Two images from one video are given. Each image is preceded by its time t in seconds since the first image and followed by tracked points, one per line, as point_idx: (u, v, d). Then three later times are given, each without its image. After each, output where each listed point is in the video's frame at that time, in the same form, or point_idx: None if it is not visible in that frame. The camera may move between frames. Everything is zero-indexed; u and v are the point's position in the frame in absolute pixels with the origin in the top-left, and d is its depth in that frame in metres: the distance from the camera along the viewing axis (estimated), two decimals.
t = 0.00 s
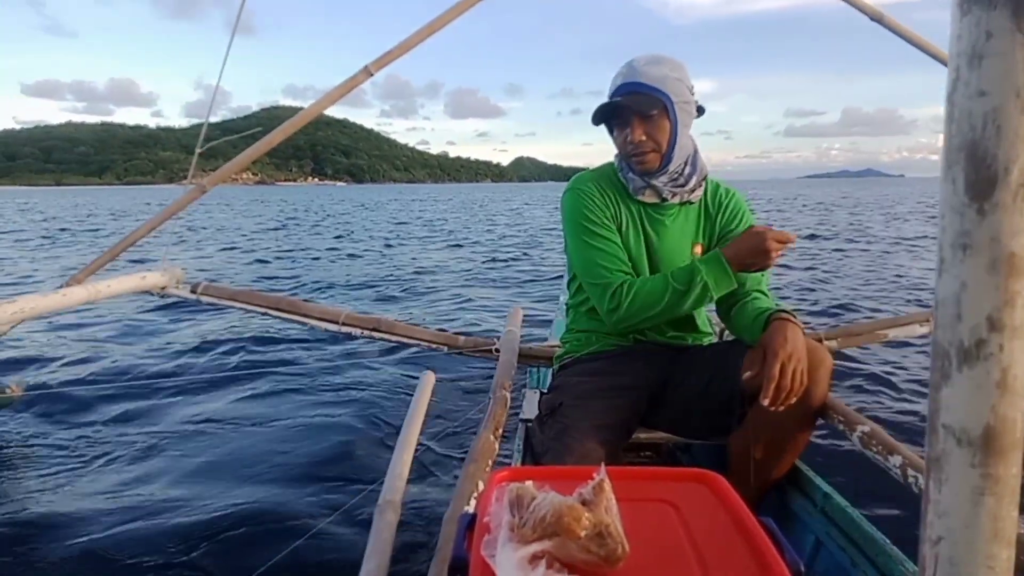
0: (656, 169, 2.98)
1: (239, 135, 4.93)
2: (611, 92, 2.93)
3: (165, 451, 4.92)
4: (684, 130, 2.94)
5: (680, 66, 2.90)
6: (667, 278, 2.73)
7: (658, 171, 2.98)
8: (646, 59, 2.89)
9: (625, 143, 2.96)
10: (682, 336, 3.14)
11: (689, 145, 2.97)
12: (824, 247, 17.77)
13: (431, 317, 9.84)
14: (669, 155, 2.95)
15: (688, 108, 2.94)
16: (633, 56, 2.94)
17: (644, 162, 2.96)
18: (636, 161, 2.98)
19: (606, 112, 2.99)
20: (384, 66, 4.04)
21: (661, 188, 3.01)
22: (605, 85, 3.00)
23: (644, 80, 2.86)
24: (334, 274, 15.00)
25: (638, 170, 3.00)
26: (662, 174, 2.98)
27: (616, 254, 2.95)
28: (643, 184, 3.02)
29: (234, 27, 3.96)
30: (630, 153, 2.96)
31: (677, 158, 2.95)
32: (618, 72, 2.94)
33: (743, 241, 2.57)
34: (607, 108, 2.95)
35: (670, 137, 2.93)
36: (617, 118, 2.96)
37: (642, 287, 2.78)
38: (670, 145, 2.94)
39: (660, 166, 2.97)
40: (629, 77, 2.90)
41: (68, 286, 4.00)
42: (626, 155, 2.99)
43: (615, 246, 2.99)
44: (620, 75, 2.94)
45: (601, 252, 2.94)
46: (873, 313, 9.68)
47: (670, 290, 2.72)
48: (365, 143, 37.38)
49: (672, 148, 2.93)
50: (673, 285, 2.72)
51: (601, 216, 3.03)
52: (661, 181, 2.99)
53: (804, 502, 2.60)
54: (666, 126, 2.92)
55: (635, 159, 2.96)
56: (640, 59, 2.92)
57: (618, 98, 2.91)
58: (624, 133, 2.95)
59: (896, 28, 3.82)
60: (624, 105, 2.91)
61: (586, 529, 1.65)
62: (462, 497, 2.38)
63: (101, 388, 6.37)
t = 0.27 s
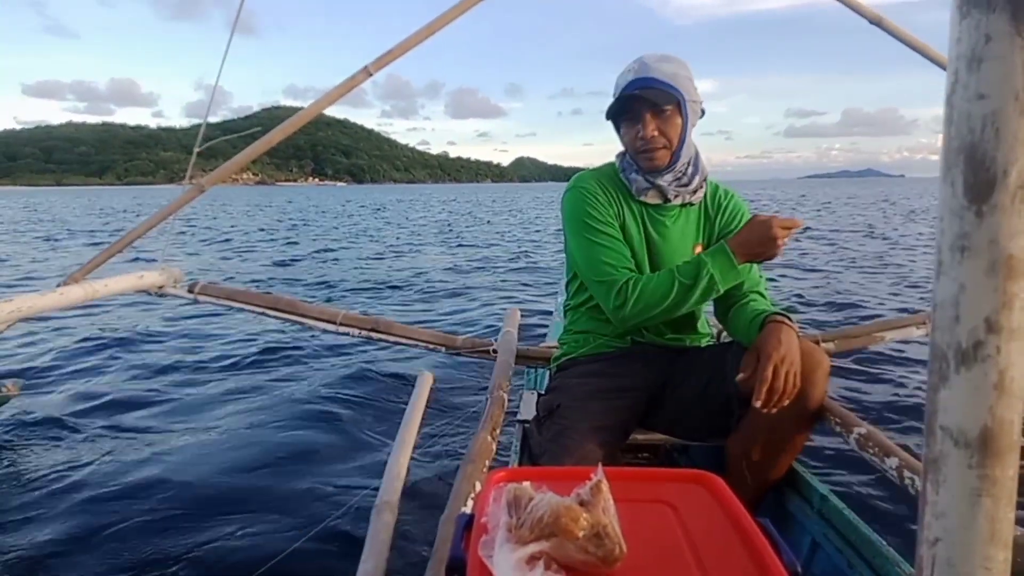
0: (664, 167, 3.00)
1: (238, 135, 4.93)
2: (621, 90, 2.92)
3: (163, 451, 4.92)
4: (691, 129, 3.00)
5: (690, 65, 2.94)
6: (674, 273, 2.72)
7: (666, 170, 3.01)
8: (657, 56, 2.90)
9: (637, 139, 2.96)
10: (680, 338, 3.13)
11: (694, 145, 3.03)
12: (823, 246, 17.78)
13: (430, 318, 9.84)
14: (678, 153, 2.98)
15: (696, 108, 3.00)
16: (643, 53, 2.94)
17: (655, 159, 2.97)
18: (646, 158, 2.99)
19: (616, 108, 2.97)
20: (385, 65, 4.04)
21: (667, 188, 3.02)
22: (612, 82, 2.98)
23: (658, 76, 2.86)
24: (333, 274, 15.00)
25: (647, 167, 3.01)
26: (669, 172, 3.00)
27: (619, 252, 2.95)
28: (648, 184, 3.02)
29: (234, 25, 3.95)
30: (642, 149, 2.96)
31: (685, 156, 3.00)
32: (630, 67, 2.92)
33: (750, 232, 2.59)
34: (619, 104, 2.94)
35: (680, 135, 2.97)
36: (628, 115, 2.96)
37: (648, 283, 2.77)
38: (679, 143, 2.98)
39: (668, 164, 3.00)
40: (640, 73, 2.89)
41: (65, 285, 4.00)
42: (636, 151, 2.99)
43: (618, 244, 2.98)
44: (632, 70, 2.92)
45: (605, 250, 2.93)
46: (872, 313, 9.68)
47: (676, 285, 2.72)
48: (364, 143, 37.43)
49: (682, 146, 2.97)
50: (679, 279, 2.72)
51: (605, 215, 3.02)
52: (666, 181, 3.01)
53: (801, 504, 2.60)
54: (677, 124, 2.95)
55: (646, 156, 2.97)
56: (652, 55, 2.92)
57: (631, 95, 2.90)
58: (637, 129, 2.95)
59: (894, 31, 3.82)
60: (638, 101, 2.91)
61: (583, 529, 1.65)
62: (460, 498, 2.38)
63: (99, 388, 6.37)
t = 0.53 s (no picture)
0: (671, 164, 2.98)
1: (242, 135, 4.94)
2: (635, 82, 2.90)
3: (168, 452, 4.94)
4: (700, 128, 3.01)
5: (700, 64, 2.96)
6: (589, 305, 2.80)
7: (674, 167, 2.98)
8: (670, 52, 2.91)
9: (650, 133, 2.95)
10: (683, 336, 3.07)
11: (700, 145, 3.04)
12: (828, 241, 17.70)
13: (435, 316, 9.85)
14: (687, 150, 2.98)
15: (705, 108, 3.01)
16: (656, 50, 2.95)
17: (666, 155, 2.95)
18: (656, 154, 2.97)
19: (628, 101, 2.96)
20: (388, 65, 4.05)
21: (673, 185, 2.99)
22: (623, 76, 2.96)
23: (673, 70, 2.86)
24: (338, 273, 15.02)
25: (656, 163, 2.98)
26: (676, 170, 2.98)
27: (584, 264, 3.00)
28: (655, 181, 2.99)
29: (237, 25, 3.97)
30: (655, 143, 2.94)
31: (693, 154, 3.00)
32: (643, 62, 2.91)
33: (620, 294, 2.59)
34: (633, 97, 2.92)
35: (690, 132, 2.98)
36: (641, 109, 2.94)
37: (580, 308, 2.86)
38: (689, 140, 2.98)
39: (676, 162, 2.98)
40: (655, 67, 2.88)
41: (71, 285, 4.02)
42: (647, 146, 2.97)
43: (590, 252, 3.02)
44: (645, 65, 2.91)
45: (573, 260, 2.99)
46: (878, 308, 9.64)
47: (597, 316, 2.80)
48: (369, 141, 37.46)
49: (691, 143, 2.98)
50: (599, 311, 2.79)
51: (583, 222, 3.05)
52: (672, 179, 2.98)
53: (805, 502, 2.60)
54: (689, 120, 2.96)
55: (656, 151, 2.95)
56: (665, 52, 2.93)
57: (646, 87, 2.88)
58: (650, 123, 2.94)
59: (897, 27, 3.79)
60: (653, 94, 2.90)
61: (586, 528, 1.65)
62: (463, 497, 2.38)
63: (106, 389, 6.40)
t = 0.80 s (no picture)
0: (678, 160, 2.93)
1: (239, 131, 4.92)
2: (646, 73, 2.84)
3: (172, 454, 4.96)
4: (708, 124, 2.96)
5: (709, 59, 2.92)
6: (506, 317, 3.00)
7: (680, 163, 2.93)
8: (682, 45, 2.85)
9: (660, 126, 2.89)
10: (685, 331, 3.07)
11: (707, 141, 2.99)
12: (829, 229, 17.66)
13: (436, 311, 9.84)
14: (695, 145, 2.93)
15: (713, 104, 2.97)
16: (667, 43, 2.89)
17: (674, 150, 2.90)
18: (664, 148, 2.91)
19: (638, 92, 2.90)
20: (384, 59, 4.03)
21: (677, 182, 2.94)
22: (632, 66, 2.89)
23: (685, 63, 2.80)
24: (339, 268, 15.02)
25: (662, 158, 2.93)
26: (682, 165, 2.92)
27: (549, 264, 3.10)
28: (661, 176, 2.94)
29: (234, 21, 3.96)
30: (663, 136, 2.89)
31: (700, 150, 2.95)
32: (654, 52, 2.85)
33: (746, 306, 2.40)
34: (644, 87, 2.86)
35: (699, 127, 2.93)
36: (650, 100, 2.88)
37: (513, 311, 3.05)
38: (697, 135, 2.93)
39: (682, 158, 2.93)
40: (667, 58, 2.82)
41: (70, 285, 4.02)
42: (655, 139, 2.92)
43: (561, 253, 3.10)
44: (655, 56, 2.85)
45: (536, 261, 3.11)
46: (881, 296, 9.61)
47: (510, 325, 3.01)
48: (368, 134, 37.35)
49: (699, 139, 2.93)
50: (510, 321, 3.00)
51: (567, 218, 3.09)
52: (677, 175, 2.93)
53: (809, 494, 2.60)
54: (699, 115, 2.91)
55: (665, 145, 2.90)
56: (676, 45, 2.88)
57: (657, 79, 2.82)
58: (660, 116, 2.88)
59: (893, 18, 3.76)
60: (664, 86, 2.84)
61: (590, 523, 1.65)
62: (467, 493, 2.39)
63: (109, 390, 6.41)
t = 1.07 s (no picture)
0: (679, 167, 2.94)
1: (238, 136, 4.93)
2: (654, 78, 2.84)
3: (165, 454, 4.95)
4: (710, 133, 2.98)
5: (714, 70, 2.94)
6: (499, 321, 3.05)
7: (682, 170, 2.94)
8: (689, 54, 2.87)
9: (664, 132, 2.90)
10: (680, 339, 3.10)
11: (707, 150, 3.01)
12: (825, 238, 17.70)
13: (433, 318, 9.84)
14: (697, 154, 2.95)
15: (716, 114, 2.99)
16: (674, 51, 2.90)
17: (676, 156, 2.91)
18: (667, 154, 2.92)
19: (644, 98, 2.90)
20: (383, 67, 4.04)
21: (677, 189, 2.95)
22: (639, 71, 2.90)
23: (693, 71, 2.81)
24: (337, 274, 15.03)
25: (665, 164, 2.94)
26: (684, 173, 2.93)
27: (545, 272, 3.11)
28: (662, 182, 2.94)
29: (234, 26, 3.98)
30: (667, 143, 2.90)
31: (701, 159, 2.97)
32: (662, 59, 2.86)
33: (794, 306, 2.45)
34: (652, 92, 2.86)
35: (702, 135, 2.95)
36: (656, 106, 2.89)
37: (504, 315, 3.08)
38: (700, 144, 2.95)
39: (684, 166, 2.93)
40: (675, 65, 2.83)
41: (65, 288, 4.02)
42: (659, 145, 2.92)
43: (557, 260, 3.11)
44: (663, 63, 2.85)
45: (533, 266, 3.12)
46: (876, 305, 9.63)
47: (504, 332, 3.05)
48: (367, 142, 37.43)
49: (702, 147, 2.95)
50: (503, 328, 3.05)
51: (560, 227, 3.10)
52: (678, 182, 2.93)
53: (803, 504, 2.60)
54: (703, 124, 2.93)
55: (669, 150, 2.90)
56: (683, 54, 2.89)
57: (665, 85, 2.83)
58: (665, 122, 2.89)
59: (891, 28, 3.78)
60: (671, 93, 2.85)
61: (584, 530, 1.65)
62: (461, 499, 2.38)
63: (103, 392, 6.41)
